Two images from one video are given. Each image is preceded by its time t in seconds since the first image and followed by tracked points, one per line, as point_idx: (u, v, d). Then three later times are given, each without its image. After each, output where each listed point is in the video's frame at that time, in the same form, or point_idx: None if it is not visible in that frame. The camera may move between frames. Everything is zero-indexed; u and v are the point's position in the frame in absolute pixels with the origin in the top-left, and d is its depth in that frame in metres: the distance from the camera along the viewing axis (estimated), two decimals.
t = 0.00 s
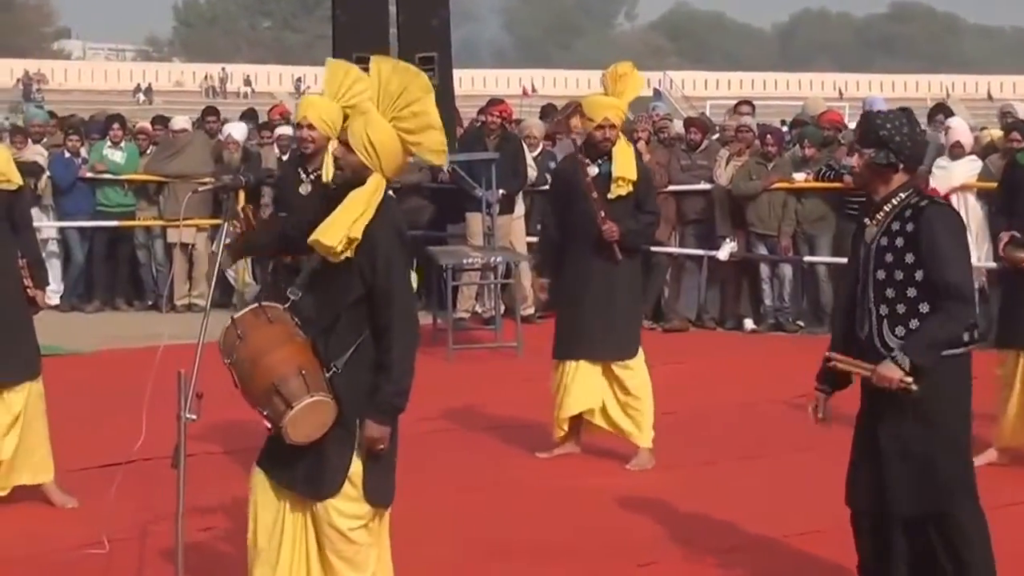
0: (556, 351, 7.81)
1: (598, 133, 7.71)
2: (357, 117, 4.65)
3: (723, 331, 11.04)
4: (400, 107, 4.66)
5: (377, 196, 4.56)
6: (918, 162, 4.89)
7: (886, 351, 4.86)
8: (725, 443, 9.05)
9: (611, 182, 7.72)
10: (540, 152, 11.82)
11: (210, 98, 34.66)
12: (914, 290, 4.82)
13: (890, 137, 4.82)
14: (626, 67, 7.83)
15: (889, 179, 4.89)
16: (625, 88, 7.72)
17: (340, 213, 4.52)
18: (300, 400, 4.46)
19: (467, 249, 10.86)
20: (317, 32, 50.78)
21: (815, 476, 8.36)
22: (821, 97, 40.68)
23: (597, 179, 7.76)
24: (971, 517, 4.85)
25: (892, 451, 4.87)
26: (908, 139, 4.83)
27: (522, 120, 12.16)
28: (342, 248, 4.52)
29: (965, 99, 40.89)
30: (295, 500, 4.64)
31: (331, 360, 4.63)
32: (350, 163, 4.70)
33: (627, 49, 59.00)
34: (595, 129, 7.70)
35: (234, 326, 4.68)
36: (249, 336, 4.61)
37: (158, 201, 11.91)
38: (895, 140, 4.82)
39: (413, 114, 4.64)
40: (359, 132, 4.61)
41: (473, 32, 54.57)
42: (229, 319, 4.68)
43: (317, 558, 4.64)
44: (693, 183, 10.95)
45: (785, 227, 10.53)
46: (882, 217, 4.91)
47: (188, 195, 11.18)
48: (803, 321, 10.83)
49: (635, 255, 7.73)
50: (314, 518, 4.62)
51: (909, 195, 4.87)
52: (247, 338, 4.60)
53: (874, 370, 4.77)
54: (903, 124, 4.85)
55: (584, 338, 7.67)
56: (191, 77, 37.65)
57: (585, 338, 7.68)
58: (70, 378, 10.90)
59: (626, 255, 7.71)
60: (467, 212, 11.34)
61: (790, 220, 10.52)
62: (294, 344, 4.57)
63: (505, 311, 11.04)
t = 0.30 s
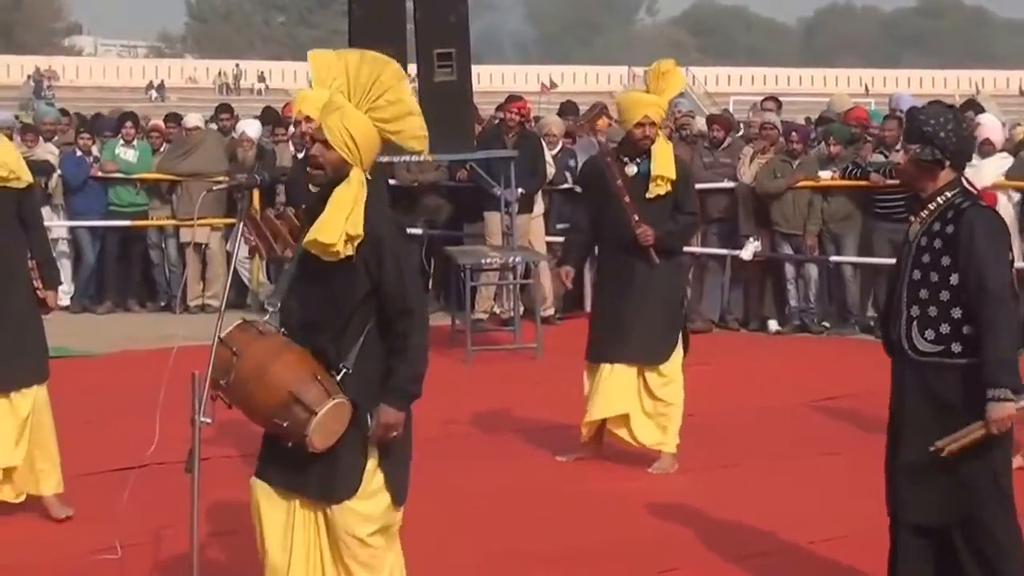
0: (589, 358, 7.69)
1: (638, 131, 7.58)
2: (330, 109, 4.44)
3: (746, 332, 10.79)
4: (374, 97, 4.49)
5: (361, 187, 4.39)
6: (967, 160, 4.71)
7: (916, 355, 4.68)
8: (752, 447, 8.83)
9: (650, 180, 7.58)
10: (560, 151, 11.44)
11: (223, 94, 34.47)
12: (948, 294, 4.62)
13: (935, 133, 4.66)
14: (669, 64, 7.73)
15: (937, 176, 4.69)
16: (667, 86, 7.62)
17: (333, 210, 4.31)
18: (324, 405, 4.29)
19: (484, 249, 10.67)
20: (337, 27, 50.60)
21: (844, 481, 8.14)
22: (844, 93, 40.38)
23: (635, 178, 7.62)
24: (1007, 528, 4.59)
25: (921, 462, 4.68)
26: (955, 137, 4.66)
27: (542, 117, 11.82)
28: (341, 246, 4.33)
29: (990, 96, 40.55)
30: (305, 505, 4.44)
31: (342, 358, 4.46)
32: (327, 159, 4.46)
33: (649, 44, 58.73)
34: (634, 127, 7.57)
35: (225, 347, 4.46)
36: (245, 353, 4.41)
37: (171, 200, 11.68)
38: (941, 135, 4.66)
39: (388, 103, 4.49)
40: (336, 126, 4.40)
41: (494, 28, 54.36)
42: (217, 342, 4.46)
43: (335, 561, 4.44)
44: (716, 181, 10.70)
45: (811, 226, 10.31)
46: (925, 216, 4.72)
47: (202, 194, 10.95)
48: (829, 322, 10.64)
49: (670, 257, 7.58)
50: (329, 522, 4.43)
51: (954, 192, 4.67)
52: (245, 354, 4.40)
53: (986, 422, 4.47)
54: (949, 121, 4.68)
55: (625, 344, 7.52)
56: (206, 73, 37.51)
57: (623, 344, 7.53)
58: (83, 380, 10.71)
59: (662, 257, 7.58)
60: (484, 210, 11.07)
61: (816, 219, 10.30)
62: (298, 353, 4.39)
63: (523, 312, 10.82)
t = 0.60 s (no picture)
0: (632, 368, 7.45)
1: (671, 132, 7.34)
2: (313, 111, 4.48)
3: (773, 336, 10.46)
4: (356, 96, 4.53)
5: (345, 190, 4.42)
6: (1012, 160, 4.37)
7: (948, 360, 4.34)
8: (781, 455, 8.52)
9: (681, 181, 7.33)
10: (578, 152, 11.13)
11: (235, 92, 34.22)
12: (985, 298, 4.28)
13: (982, 130, 4.33)
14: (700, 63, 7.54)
15: (979, 177, 4.36)
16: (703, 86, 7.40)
17: (316, 213, 4.35)
18: (331, 421, 4.29)
19: (503, 250, 10.39)
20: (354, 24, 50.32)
21: (877, 490, 7.80)
22: (867, 91, 39.96)
23: (669, 179, 7.36)
24: None
25: (958, 476, 4.36)
26: (1003, 134, 4.32)
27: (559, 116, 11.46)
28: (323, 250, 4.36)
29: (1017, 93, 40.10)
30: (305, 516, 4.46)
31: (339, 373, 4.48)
32: (312, 162, 4.49)
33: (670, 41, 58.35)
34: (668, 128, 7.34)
35: (218, 358, 4.36)
36: (241, 365, 4.33)
37: (181, 200, 11.39)
38: (989, 132, 4.32)
39: (368, 101, 4.54)
40: (318, 126, 4.44)
41: (514, 26, 54.04)
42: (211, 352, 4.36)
43: (333, 564, 4.48)
44: (742, 181, 10.39)
45: (839, 226, 10.01)
46: (964, 216, 4.36)
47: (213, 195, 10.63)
48: (858, 326, 10.30)
49: (707, 262, 7.32)
50: (328, 527, 4.46)
51: (998, 194, 4.33)
52: (242, 367, 4.32)
53: None
54: (997, 117, 4.35)
55: (669, 355, 7.28)
56: (218, 70, 37.25)
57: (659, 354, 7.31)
58: (92, 386, 10.42)
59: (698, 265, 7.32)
60: (504, 211, 10.68)
61: (845, 219, 10.00)
62: (298, 365, 4.36)
63: (544, 315, 10.52)
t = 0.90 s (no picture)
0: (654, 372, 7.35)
1: (693, 130, 7.19)
2: (320, 111, 4.58)
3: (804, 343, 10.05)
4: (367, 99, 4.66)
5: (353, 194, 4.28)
6: None
7: (995, 369, 3.96)
8: (814, 467, 8.10)
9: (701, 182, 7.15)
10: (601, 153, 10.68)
11: (245, 88, 33.91)
12: None
13: None
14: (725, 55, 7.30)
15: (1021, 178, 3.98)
16: (733, 86, 7.23)
17: (319, 220, 4.24)
18: (326, 434, 4.20)
19: (522, 254, 10.03)
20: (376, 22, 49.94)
21: (916, 502, 7.38)
22: (900, 87, 39.30)
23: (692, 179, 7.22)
24: None
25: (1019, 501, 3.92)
26: None
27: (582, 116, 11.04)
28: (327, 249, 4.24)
29: None
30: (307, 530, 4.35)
31: (341, 381, 4.36)
32: (318, 165, 4.56)
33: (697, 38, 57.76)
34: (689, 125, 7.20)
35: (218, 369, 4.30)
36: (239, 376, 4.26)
37: (187, 203, 10.96)
38: None
39: (380, 104, 4.72)
40: (327, 127, 4.53)
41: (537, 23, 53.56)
42: (212, 363, 4.31)
43: None
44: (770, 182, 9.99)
45: (873, 229, 9.60)
46: (1007, 218, 3.97)
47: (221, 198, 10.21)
48: (893, 333, 9.89)
49: (734, 270, 7.20)
50: (340, 540, 4.37)
51: None
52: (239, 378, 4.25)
53: None
54: None
55: (705, 363, 7.16)
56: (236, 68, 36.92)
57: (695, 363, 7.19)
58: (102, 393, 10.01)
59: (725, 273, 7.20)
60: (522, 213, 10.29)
61: (879, 221, 9.59)
62: (294, 375, 4.26)
63: (564, 321, 10.14)
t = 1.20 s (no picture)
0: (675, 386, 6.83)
1: (718, 128, 6.66)
2: (326, 110, 4.44)
3: (840, 356, 9.52)
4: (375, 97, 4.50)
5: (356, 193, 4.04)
6: None
7: None
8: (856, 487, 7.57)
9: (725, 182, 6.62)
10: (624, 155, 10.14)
11: (250, 88, 33.37)
12: None
13: None
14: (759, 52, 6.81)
15: None
16: (762, 83, 6.72)
17: (321, 223, 4.02)
18: (334, 450, 3.95)
19: (541, 262, 9.54)
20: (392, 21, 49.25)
21: (965, 524, 6.82)
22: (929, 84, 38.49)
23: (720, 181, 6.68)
24: None
25: None
26: None
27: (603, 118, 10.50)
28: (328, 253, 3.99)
29: None
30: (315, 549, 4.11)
31: (347, 392, 4.10)
32: (321, 165, 4.43)
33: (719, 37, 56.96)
34: (715, 123, 6.67)
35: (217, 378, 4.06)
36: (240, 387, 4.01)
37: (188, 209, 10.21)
38: None
39: (389, 105, 4.53)
40: (331, 126, 4.38)
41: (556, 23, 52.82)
42: (211, 372, 4.06)
43: None
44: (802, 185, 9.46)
45: (913, 234, 9.09)
46: None
47: (226, 204, 9.67)
48: (934, 345, 9.35)
49: (749, 277, 6.63)
50: (348, 558, 4.13)
51: None
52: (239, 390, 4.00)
53: None
54: None
55: (723, 376, 6.62)
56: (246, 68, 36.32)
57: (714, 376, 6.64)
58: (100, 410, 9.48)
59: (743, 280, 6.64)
60: (541, 218, 9.79)
61: (919, 226, 9.09)
62: (298, 387, 4.02)
63: (586, 333, 9.62)
